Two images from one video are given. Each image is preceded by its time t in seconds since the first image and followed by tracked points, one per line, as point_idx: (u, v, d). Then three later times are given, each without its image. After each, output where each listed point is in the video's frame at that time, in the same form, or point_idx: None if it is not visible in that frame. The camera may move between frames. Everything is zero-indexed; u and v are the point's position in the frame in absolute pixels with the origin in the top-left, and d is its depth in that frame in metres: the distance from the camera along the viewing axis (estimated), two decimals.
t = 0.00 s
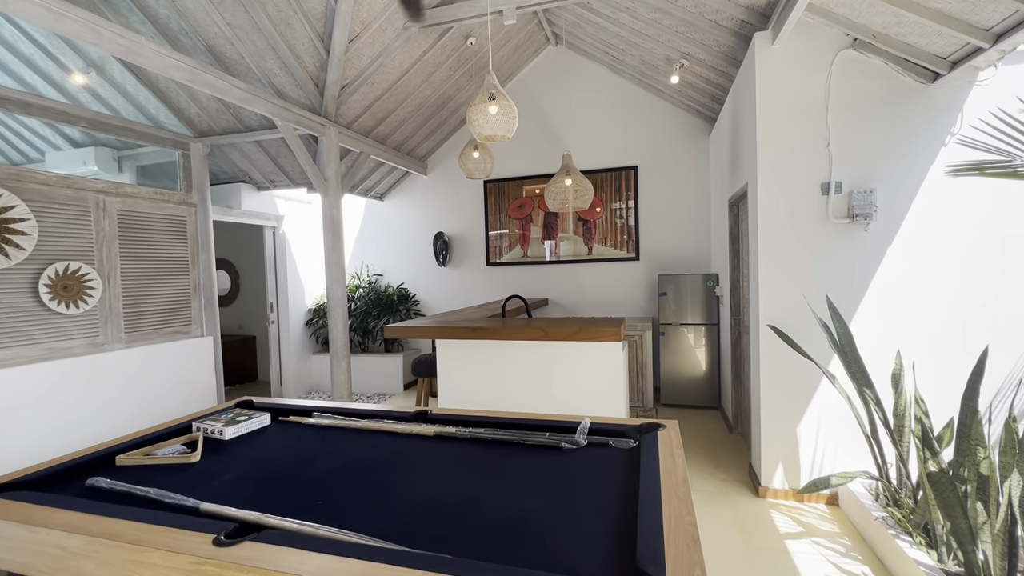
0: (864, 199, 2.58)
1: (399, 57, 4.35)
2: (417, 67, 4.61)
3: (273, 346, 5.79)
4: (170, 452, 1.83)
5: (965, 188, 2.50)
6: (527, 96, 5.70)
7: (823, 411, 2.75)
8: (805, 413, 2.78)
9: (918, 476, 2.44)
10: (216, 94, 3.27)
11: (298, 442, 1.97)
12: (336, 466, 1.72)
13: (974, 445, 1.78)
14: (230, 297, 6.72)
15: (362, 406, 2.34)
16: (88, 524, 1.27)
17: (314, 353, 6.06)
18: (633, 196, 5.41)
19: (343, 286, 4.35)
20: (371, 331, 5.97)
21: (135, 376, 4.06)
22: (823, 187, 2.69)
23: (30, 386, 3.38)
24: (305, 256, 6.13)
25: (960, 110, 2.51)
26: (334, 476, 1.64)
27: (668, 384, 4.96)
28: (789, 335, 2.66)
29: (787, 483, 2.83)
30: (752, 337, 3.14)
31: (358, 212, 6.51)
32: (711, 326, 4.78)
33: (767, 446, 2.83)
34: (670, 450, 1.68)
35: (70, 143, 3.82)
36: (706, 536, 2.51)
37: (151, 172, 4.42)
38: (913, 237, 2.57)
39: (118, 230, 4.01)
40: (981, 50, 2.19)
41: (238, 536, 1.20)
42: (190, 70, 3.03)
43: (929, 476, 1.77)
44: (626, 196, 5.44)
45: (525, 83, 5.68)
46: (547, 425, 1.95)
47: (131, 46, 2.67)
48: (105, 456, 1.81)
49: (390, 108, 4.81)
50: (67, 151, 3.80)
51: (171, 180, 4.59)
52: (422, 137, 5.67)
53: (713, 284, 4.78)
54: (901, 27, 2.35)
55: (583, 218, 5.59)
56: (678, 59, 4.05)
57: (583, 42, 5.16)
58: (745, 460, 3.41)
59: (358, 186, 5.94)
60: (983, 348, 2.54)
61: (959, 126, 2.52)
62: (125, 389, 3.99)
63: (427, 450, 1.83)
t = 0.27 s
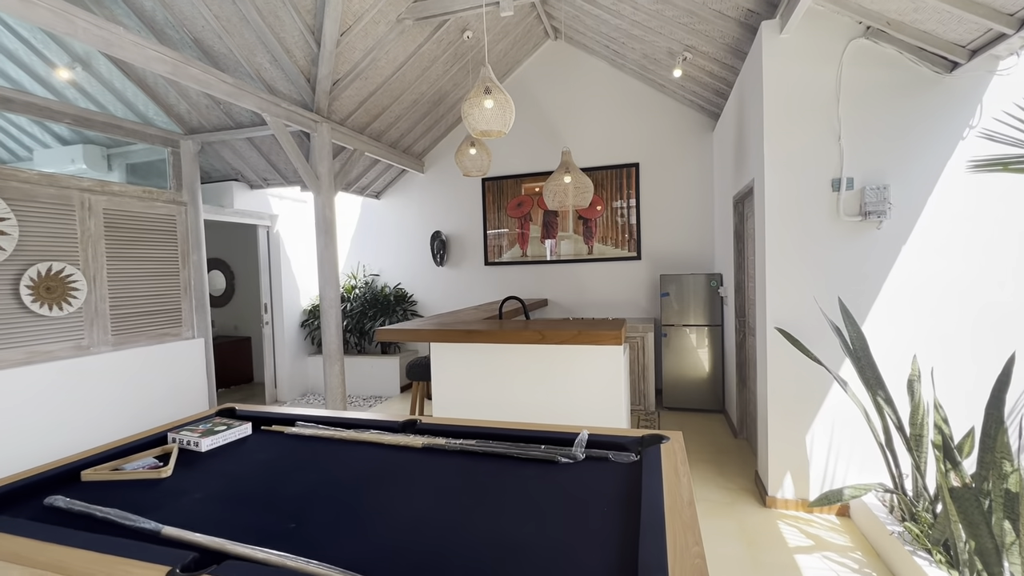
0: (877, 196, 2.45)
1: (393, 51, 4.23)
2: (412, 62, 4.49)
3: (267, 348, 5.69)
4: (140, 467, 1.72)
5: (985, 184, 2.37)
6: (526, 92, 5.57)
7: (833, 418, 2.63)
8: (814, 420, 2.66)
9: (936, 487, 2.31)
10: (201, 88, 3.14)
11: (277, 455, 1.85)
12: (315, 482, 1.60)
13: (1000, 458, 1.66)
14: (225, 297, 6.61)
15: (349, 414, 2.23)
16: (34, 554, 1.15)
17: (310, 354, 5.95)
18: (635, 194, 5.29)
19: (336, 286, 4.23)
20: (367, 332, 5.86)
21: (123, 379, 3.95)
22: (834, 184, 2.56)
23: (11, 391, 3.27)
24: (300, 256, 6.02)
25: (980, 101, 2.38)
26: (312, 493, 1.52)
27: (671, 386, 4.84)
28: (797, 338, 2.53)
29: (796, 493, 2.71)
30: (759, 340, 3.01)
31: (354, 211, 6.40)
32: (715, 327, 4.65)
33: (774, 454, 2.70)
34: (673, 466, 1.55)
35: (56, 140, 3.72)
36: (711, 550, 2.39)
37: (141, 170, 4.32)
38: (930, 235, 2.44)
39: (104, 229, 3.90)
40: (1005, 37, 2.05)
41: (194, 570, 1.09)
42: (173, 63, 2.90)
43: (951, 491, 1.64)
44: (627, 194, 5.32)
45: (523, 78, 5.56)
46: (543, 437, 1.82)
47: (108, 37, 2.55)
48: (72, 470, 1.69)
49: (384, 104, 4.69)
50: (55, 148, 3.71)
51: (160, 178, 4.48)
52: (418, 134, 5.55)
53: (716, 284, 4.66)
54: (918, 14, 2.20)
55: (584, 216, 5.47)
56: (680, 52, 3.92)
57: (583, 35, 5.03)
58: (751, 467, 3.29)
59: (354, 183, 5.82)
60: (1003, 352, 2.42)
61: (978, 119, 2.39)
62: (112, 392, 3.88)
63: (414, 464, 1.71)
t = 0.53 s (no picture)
0: (894, 190, 2.33)
1: (391, 45, 4.14)
2: (411, 56, 4.39)
3: (266, 348, 5.61)
4: (117, 477, 1.63)
5: (1010, 178, 2.25)
6: (528, 87, 5.46)
7: (847, 423, 2.51)
8: (827, 425, 2.54)
9: (958, 497, 2.19)
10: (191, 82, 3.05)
11: (262, 464, 1.75)
12: (298, 495, 1.51)
13: None
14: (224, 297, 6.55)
15: (340, 420, 2.13)
16: None
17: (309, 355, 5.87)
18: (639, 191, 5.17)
19: (334, 286, 4.14)
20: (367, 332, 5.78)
21: (116, 381, 3.88)
22: (848, 178, 2.45)
23: None
24: (298, 255, 5.93)
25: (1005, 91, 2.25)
26: (295, 508, 1.42)
27: (676, 388, 4.72)
28: (810, 340, 2.42)
29: (808, 501, 2.59)
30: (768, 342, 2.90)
31: (354, 209, 6.31)
32: (722, 327, 4.53)
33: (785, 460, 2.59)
34: (681, 480, 1.44)
35: (51, 138, 3.68)
36: (719, 561, 2.28)
37: (137, 168, 4.26)
38: (951, 232, 2.32)
39: (96, 228, 3.82)
40: None
41: None
42: (162, 56, 2.81)
43: (977, 504, 1.53)
44: (631, 191, 5.20)
45: (525, 73, 5.45)
46: (542, 447, 1.72)
47: (93, 28, 2.46)
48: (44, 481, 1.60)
49: (383, 99, 4.59)
50: (50, 146, 3.67)
51: (156, 176, 4.41)
52: (418, 131, 5.45)
53: (723, 284, 4.53)
54: None
55: (587, 214, 5.35)
56: (686, 44, 3.79)
57: (586, 29, 4.92)
58: (760, 473, 3.17)
59: (353, 182, 5.73)
60: None
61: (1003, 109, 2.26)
62: (105, 394, 3.80)
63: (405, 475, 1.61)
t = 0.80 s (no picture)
0: (919, 183, 2.20)
1: (393, 39, 4.06)
2: (413, 50, 4.31)
3: (269, 348, 5.56)
4: (100, 486, 1.55)
5: None
6: (533, 82, 5.36)
7: (867, 429, 2.40)
8: (846, 431, 2.43)
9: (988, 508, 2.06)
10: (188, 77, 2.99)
11: (252, 474, 1.67)
12: (287, 509, 1.42)
13: None
14: (229, 296, 6.51)
15: (336, 425, 2.04)
16: None
17: (313, 354, 5.82)
18: (648, 188, 5.05)
19: (335, 285, 4.07)
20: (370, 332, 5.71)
21: (116, 382, 3.82)
22: (870, 171, 2.32)
23: None
24: (302, 253, 5.88)
25: None
26: (281, 522, 1.34)
27: (686, 390, 4.60)
28: (828, 342, 2.30)
29: (826, 510, 2.48)
30: (784, 343, 2.78)
31: (357, 208, 6.25)
32: (734, 328, 4.40)
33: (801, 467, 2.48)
34: (697, 495, 1.34)
35: (55, 138, 3.67)
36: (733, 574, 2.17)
37: (138, 167, 4.22)
38: (981, 227, 2.20)
39: (96, 227, 3.77)
40: None
41: None
42: (156, 49, 2.74)
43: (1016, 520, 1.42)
44: (639, 188, 5.08)
45: (531, 68, 5.35)
46: (546, 456, 1.62)
47: (84, 20, 2.39)
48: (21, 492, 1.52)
49: (386, 95, 4.51)
50: (53, 145, 3.66)
51: (157, 174, 4.36)
52: (422, 128, 5.37)
53: (735, 283, 4.40)
54: None
55: (593, 212, 5.24)
56: (697, 35, 3.67)
57: (592, 22, 4.80)
58: (775, 480, 3.05)
59: (357, 180, 5.67)
60: None
61: None
62: (105, 395, 3.75)
63: (401, 486, 1.52)
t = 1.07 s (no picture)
0: (953, 177, 2.07)
1: (399, 34, 3.99)
2: (419, 45, 4.23)
3: (276, 348, 5.52)
4: (90, 495, 1.48)
5: None
6: (542, 78, 5.26)
7: (895, 437, 2.27)
8: (873, 439, 2.30)
9: None
10: (189, 73, 2.93)
11: (248, 483, 1.59)
12: (282, 521, 1.34)
13: None
14: (237, 296, 6.50)
15: (338, 431, 1.96)
16: None
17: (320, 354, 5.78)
18: (660, 185, 4.93)
19: (341, 284, 4.01)
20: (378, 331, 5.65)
21: (122, 382, 3.79)
22: (899, 165, 2.20)
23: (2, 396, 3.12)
24: (309, 253, 5.83)
25: None
26: (274, 537, 1.26)
27: (699, 392, 4.47)
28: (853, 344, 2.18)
29: (850, 522, 2.36)
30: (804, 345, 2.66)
31: (365, 207, 6.19)
32: (749, 329, 4.27)
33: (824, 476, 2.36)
34: (721, 515, 1.23)
35: (63, 137, 3.63)
36: None
37: (146, 165, 4.19)
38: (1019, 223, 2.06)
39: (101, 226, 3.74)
40: None
41: None
42: (156, 44, 2.69)
43: None
44: (651, 185, 4.96)
45: (539, 63, 5.25)
46: (556, 467, 1.52)
47: (81, 14, 2.34)
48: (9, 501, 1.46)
49: (392, 91, 4.44)
50: (60, 144, 3.62)
51: (163, 173, 4.33)
52: (429, 125, 5.30)
53: (751, 282, 4.27)
54: None
55: (604, 209, 5.13)
56: (711, 25, 3.54)
57: (603, 15, 4.69)
58: (795, 488, 2.93)
59: (363, 178, 5.61)
60: None
61: None
62: (111, 395, 3.72)
63: (402, 499, 1.43)
